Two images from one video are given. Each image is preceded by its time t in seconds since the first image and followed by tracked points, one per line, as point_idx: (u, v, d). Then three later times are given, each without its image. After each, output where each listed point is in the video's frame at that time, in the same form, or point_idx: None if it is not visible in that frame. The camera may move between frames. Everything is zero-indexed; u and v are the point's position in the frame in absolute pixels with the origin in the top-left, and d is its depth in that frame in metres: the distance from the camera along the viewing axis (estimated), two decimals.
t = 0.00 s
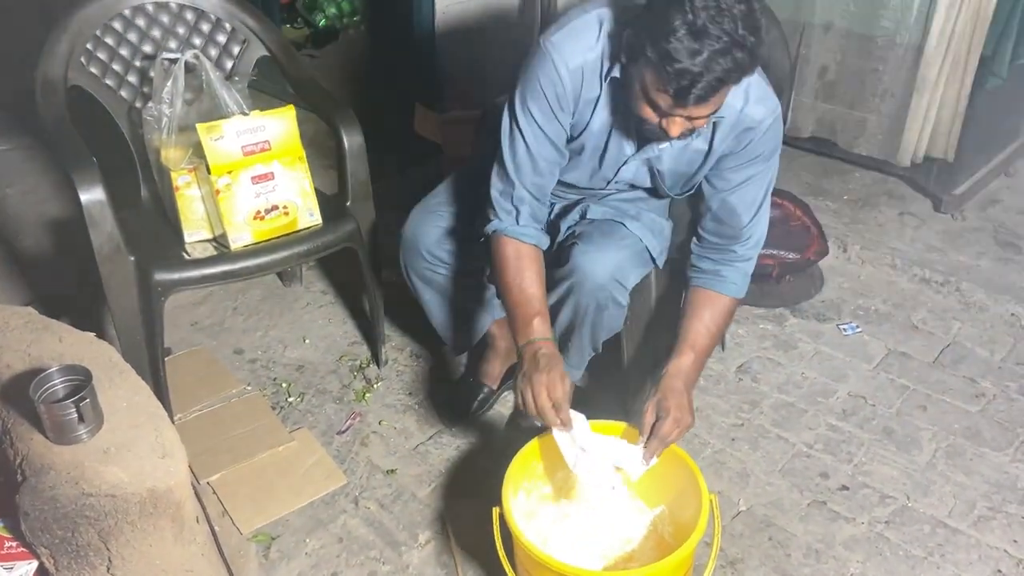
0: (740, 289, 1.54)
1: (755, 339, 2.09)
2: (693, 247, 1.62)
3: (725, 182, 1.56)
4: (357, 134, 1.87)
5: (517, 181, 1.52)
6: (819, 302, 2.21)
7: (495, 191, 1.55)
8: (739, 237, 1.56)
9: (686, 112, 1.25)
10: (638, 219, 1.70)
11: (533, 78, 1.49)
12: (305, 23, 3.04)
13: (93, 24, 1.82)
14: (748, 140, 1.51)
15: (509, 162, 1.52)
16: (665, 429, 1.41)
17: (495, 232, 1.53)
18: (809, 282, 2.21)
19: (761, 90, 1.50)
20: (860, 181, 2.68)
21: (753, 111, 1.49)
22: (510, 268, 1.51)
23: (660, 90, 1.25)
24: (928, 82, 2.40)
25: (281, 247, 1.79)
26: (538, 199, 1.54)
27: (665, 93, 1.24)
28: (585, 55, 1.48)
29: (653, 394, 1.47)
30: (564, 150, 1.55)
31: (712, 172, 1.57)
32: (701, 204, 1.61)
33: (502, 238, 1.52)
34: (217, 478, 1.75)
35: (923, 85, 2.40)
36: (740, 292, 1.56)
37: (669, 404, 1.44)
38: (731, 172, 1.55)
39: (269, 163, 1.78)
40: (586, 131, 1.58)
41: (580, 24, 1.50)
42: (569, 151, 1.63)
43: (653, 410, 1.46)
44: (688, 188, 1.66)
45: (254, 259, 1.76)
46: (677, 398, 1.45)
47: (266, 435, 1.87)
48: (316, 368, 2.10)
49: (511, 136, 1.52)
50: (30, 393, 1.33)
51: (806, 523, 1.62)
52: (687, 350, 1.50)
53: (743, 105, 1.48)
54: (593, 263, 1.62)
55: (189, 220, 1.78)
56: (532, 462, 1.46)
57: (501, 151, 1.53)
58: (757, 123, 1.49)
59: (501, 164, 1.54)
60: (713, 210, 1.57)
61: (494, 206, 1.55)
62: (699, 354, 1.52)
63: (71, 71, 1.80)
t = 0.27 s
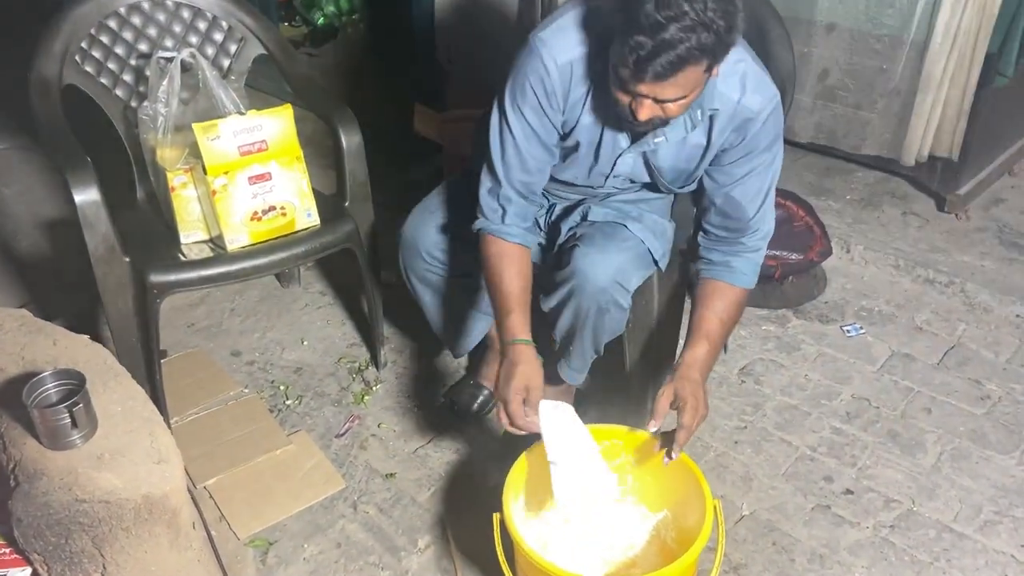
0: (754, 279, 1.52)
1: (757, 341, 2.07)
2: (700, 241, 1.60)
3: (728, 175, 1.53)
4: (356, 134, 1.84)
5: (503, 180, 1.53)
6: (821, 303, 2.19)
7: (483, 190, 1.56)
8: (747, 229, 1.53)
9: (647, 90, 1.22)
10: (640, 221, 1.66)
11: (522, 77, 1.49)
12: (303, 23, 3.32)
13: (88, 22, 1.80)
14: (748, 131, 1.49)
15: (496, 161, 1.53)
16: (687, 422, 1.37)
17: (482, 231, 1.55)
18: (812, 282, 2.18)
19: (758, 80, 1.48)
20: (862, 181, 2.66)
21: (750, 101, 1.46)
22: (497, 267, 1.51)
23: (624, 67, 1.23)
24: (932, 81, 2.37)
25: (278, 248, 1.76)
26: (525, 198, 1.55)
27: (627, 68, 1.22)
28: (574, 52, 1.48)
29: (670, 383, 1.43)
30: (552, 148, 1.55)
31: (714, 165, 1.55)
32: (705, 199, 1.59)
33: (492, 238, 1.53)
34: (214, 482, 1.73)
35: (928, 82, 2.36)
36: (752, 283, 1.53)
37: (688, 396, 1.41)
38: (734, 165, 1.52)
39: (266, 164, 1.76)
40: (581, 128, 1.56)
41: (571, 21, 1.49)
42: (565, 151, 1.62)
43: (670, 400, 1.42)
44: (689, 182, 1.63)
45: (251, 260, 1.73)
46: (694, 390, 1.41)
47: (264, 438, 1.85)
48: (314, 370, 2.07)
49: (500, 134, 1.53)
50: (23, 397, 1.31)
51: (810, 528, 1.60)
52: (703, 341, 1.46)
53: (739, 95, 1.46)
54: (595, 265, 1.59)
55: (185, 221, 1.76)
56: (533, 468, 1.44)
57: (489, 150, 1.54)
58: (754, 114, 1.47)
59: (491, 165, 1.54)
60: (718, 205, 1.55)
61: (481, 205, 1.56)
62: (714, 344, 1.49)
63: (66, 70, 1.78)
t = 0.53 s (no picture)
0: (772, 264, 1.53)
1: (763, 343, 2.05)
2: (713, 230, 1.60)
3: (731, 166, 1.53)
4: (358, 134, 1.82)
5: (468, 178, 1.55)
6: (828, 304, 2.17)
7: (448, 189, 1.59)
8: (759, 215, 1.53)
9: (609, 70, 1.27)
10: (645, 222, 1.63)
11: (500, 78, 1.52)
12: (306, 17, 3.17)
13: (87, 20, 1.78)
14: (744, 121, 1.48)
15: (465, 160, 1.56)
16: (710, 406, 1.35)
17: (438, 227, 1.56)
18: (818, 283, 2.16)
19: (749, 68, 1.48)
20: (868, 180, 2.64)
21: (742, 90, 1.46)
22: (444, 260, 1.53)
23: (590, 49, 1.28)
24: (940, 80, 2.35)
25: (280, 249, 1.74)
26: (489, 198, 1.56)
27: (591, 48, 1.27)
28: (552, 52, 1.49)
29: (688, 367, 1.41)
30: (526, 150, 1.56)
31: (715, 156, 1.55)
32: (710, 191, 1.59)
33: (448, 233, 1.55)
34: (216, 486, 1.72)
35: (937, 81, 2.34)
36: (768, 266, 1.54)
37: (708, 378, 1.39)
38: (734, 155, 1.52)
39: (268, 164, 1.74)
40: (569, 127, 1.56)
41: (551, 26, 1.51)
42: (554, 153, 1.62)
43: (690, 383, 1.40)
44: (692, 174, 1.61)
45: (253, 261, 1.71)
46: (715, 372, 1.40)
47: (266, 441, 1.83)
48: (316, 372, 2.06)
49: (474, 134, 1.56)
50: (22, 401, 1.29)
51: (818, 533, 1.59)
52: (722, 327, 1.47)
53: (730, 85, 1.46)
54: (599, 267, 1.58)
55: (186, 221, 1.74)
56: (539, 472, 1.41)
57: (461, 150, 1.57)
58: (746, 103, 1.46)
59: (460, 166, 1.57)
60: (726, 197, 1.55)
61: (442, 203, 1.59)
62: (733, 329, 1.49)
63: (65, 69, 1.76)
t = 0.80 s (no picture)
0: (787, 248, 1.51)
1: (776, 348, 2.03)
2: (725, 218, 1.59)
3: (735, 153, 1.51)
4: (367, 137, 1.80)
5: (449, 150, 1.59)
6: (841, 309, 2.14)
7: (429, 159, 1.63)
8: (768, 200, 1.51)
9: (571, 38, 1.27)
10: (654, 229, 1.62)
11: (490, 55, 1.55)
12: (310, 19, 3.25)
13: (95, 23, 1.76)
14: (741, 107, 1.46)
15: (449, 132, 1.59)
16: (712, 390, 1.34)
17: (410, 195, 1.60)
18: (831, 288, 2.13)
19: (744, 53, 1.46)
20: (880, 183, 2.62)
21: (737, 75, 1.44)
22: (409, 226, 1.56)
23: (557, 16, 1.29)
24: (955, 83, 2.33)
25: (288, 254, 1.73)
26: (466, 173, 1.59)
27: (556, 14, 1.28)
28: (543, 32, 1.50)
29: (693, 347, 1.40)
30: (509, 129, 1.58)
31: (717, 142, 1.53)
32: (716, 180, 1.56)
33: (417, 202, 1.58)
34: (224, 493, 1.70)
35: (952, 84, 2.33)
36: (781, 249, 1.51)
37: (713, 360, 1.38)
38: (737, 142, 1.50)
39: (277, 167, 1.72)
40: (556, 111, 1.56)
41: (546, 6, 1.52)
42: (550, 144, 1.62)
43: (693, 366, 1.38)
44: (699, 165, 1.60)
45: (261, 266, 1.70)
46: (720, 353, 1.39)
47: (273, 447, 1.81)
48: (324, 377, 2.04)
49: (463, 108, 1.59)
50: (29, 410, 1.27)
51: (834, 542, 1.56)
52: (731, 309, 1.46)
53: (724, 70, 1.44)
54: (610, 273, 1.56)
55: (194, 225, 1.72)
56: (552, 481, 1.39)
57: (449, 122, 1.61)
58: (743, 88, 1.44)
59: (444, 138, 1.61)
60: (732, 185, 1.53)
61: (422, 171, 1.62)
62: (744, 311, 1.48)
63: (73, 71, 1.74)
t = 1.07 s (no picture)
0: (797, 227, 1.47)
1: (790, 356, 2.01)
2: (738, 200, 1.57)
3: (743, 133, 1.49)
4: (379, 144, 1.79)
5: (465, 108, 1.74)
6: (856, 316, 2.12)
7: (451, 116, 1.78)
8: (777, 179, 1.49)
9: None
10: (669, 235, 1.60)
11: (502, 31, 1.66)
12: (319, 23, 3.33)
13: (106, 28, 1.75)
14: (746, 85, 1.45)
15: (466, 95, 1.73)
16: (690, 356, 1.32)
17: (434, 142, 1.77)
18: (846, 294, 2.12)
19: (750, 29, 1.45)
20: (894, 188, 2.60)
21: (741, 51, 1.44)
22: (433, 161, 1.71)
23: None
24: (971, 89, 2.31)
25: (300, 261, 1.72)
26: (478, 130, 1.74)
27: None
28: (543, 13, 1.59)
29: (683, 312, 1.37)
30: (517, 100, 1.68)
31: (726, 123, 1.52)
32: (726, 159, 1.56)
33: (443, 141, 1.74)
34: (234, 502, 1.69)
35: (968, 90, 2.31)
36: (793, 227, 1.48)
37: (703, 333, 1.34)
38: (744, 122, 1.48)
39: (289, 174, 1.70)
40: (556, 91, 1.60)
41: None
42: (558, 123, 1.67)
43: (680, 330, 1.36)
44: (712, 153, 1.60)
45: (272, 274, 1.69)
46: (709, 323, 1.36)
47: (284, 455, 1.80)
48: (334, 384, 2.03)
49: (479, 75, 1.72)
50: (40, 421, 1.27)
51: (851, 555, 1.54)
52: (731, 281, 1.42)
53: (726, 47, 1.45)
54: (625, 280, 1.52)
55: (205, 232, 1.72)
56: (567, 494, 1.37)
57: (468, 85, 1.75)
58: (748, 64, 1.44)
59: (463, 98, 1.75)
60: (742, 165, 1.52)
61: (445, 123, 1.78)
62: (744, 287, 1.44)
63: (84, 77, 1.73)
